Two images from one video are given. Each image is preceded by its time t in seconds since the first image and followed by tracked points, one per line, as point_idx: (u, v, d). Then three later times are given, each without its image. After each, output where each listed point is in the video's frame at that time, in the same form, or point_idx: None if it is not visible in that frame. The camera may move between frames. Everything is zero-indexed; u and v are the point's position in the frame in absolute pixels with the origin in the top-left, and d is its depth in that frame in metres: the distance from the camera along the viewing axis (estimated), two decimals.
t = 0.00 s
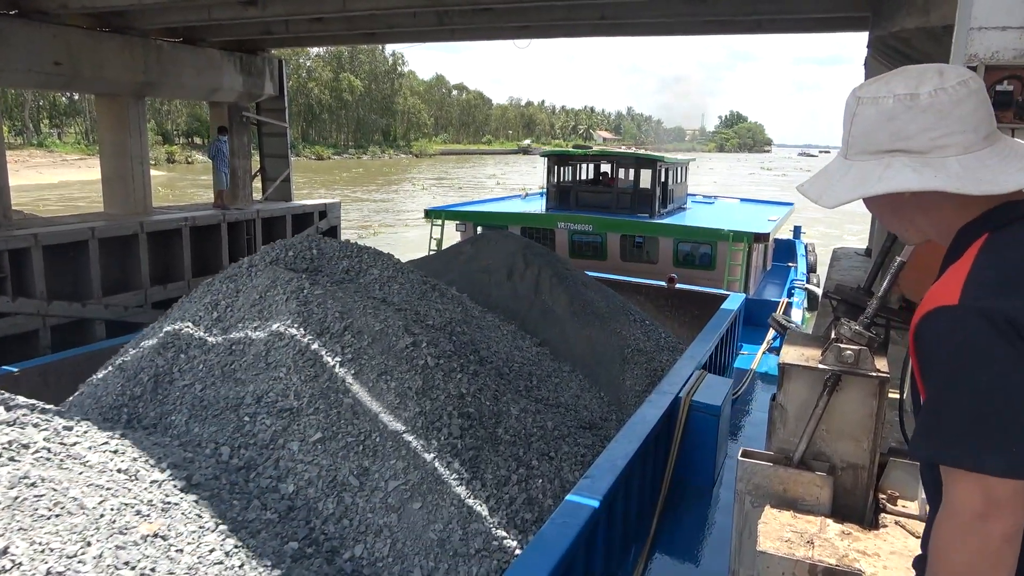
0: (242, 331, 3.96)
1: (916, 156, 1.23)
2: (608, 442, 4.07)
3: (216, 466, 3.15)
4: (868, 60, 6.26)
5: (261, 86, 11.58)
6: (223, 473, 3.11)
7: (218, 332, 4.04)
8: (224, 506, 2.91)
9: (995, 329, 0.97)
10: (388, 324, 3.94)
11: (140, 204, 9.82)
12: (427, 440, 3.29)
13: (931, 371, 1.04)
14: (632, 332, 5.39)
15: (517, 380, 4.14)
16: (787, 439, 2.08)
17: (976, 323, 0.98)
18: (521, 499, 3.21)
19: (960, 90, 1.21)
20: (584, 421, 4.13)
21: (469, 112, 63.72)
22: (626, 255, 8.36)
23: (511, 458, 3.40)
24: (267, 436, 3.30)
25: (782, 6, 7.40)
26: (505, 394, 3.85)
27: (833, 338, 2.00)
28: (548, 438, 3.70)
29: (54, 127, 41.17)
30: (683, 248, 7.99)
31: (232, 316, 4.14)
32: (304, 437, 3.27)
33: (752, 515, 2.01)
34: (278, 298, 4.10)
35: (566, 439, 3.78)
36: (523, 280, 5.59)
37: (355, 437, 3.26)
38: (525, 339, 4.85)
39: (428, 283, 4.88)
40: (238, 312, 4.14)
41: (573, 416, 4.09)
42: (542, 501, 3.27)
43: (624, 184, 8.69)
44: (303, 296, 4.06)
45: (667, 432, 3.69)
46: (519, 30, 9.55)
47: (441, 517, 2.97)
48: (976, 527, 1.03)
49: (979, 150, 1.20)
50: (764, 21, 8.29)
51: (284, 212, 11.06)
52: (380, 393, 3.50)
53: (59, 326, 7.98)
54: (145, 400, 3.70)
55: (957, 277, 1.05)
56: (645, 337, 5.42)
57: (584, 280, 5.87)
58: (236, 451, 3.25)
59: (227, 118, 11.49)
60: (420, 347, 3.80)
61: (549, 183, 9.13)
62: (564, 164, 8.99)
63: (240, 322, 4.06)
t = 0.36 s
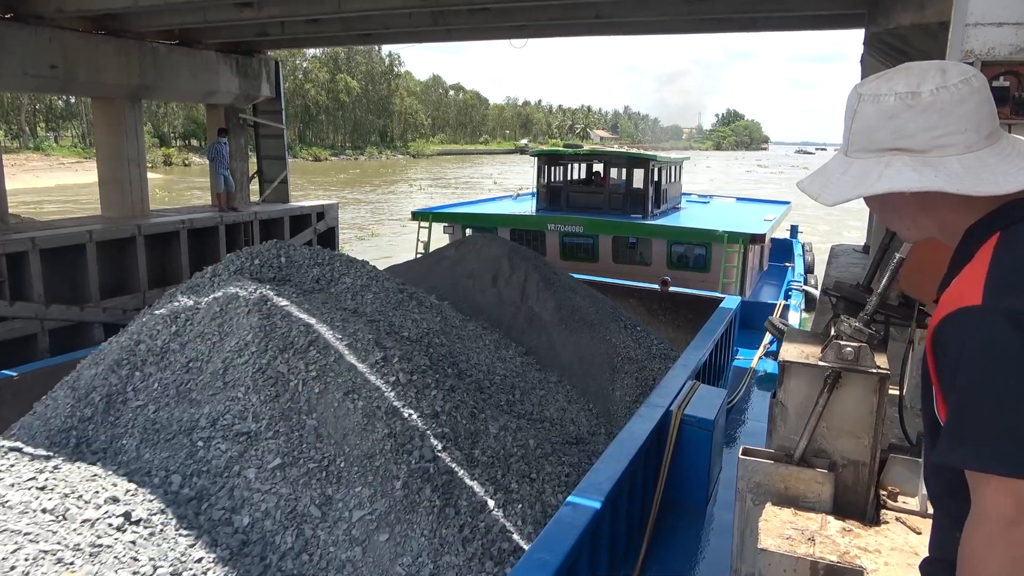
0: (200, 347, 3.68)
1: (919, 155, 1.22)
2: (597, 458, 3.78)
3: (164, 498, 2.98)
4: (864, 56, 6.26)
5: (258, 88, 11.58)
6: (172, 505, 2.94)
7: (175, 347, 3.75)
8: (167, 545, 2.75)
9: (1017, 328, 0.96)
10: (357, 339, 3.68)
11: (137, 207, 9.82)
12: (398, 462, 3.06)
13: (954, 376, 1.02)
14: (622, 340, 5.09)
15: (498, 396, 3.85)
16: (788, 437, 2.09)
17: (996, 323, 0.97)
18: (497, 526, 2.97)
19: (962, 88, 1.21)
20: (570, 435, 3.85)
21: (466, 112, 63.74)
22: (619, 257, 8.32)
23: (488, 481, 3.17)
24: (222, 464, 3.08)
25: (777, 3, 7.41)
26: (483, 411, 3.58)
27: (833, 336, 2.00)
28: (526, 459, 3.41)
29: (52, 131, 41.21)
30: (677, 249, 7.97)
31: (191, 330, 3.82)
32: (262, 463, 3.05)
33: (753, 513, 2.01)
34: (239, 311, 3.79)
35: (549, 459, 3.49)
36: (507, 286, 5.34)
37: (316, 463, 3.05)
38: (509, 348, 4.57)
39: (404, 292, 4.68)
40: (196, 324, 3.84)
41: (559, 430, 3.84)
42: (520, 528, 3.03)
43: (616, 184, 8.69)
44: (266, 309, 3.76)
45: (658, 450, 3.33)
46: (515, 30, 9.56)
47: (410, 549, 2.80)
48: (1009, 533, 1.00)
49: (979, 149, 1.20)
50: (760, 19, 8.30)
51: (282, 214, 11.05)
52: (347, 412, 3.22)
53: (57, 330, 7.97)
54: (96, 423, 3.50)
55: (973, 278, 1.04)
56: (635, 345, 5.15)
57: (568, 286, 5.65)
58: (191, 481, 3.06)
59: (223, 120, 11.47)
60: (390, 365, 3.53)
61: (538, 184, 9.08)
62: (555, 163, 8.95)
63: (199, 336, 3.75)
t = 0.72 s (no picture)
0: (154, 367, 3.55)
1: (910, 150, 1.23)
2: (582, 476, 3.57)
3: (103, 534, 2.72)
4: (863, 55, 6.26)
5: (256, 89, 11.57)
6: (110, 542, 2.69)
7: (127, 365, 3.63)
8: None
9: (1003, 320, 0.96)
10: (323, 354, 3.48)
11: (136, 208, 9.82)
12: (361, 491, 2.85)
13: (938, 367, 1.03)
14: (611, 349, 4.98)
15: (476, 414, 3.66)
16: (788, 436, 2.09)
17: (979, 315, 0.97)
18: (470, 560, 2.74)
19: (954, 85, 1.21)
20: (554, 453, 3.65)
21: (464, 112, 63.73)
22: (613, 261, 8.25)
23: (459, 508, 2.93)
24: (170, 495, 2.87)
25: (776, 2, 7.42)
26: (459, 430, 3.36)
27: (833, 335, 1.99)
28: (502, 485, 3.15)
29: (49, 133, 41.13)
30: (672, 253, 7.90)
31: (145, 347, 3.71)
32: (212, 493, 2.86)
33: (753, 512, 2.01)
34: (196, 325, 3.69)
35: (529, 482, 3.26)
36: (492, 292, 5.15)
37: (272, 494, 2.87)
38: (493, 361, 4.42)
39: (379, 300, 4.55)
40: (150, 344, 3.71)
41: (543, 447, 3.64)
42: (494, 560, 2.77)
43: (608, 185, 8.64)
44: (224, 324, 3.66)
45: (645, 469, 3.07)
46: (513, 30, 9.56)
47: None
48: (987, 520, 1.01)
49: (970, 145, 1.20)
50: (758, 18, 8.30)
51: (280, 214, 11.02)
52: (307, 438, 3.06)
53: (56, 331, 7.98)
54: (41, 448, 3.31)
55: (958, 270, 1.05)
56: (626, 354, 5.02)
57: (556, 291, 5.46)
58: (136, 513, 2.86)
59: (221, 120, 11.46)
60: (358, 383, 3.33)
61: (529, 185, 9.03)
62: (547, 163, 8.90)
63: (152, 353, 3.65)
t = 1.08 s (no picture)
0: (102, 384, 3.54)
1: (913, 151, 1.23)
2: (564, 498, 3.55)
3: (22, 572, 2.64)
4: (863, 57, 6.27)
5: (256, 86, 11.57)
6: None
7: (71, 379, 3.67)
8: None
9: (1002, 324, 0.96)
10: (280, 368, 3.50)
11: (135, 204, 9.82)
12: (316, 521, 2.81)
13: (934, 368, 1.03)
14: (599, 360, 4.94)
15: (454, 434, 3.64)
16: (788, 437, 2.09)
17: (977, 317, 0.98)
18: None
19: (961, 89, 1.21)
20: (536, 474, 3.64)
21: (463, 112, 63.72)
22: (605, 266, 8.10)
23: (425, 539, 2.86)
24: (103, 527, 2.76)
25: (777, 3, 7.42)
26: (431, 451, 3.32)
27: (834, 337, 2.00)
28: (477, 510, 3.08)
29: (48, 129, 41.06)
30: (667, 258, 7.76)
31: (90, 360, 3.78)
32: (152, 524, 2.78)
33: (752, 513, 2.01)
34: (146, 337, 3.74)
35: (505, 508, 3.18)
36: (475, 299, 5.12)
37: (219, 524, 2.82)
38: (474, 371, 4.41)
39: (350, 308, 4.61)
40: (100, 361, 3.71)
41: (524, 467, 3.64)
42: None
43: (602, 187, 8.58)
44: (174, 335, 3.72)
45: (630, 495, 3.03)
46: (514, 29, 9.56)
47: None
48: (978, 517, 1.01)
49: (974, 149, 1.20)
50: (759, 19, 8.31)
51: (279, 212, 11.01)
52: (258, 464, 3.03)
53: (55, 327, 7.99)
54: None
55: (957, 270, 1.05)
56: (614, 365, 4.97)
57: (540, 298, 5.40)
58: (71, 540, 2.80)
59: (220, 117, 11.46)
60: (318, 401, 3.31)
61: (520, 186, 8.94)
62: (538, 164, 8.80)
63: (99, 366, 3.69)
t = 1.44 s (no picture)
0: (36, 404, 3.51)
1: (917, 159, 1.24)
2: (542, 522, 3.55)
3: None
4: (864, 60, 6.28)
5: (257, 83, 11.56)
6: None
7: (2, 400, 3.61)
8: None
9: (1005, 332, 0.96)
10: (230, 388, 3.55)
11: (134, 201, 9.80)
12: (264, 555, 2.80)
13: (941, 377, 1.03)
14: (585, 372, 4.97)
15: (424, 449, 3.68)
16: (785, 439, 2.10)
17: (984, 325, 0.98)
18: None
19: (973, 101, 1.18)
20: (513, 496, 3.64)
21: (464, 111, 63.72)
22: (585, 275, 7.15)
23: None
24: (22, 565, 2.69)
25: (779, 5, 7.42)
26: (396, 477, 3.33)
27: (833, 339, 2.00)
28: (443, 541, 3.06)
29: (48, 124, 40.97)
30: (656, 264, 6.69)
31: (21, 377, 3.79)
32: (80, 562, 2.73)
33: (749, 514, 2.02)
34: (89, 350, 3.75)
35: (476, 537, 3.13)
36: (456, 307, 5.10)
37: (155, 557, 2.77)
38: (451, 384, 4.42)
39: (318, 318, 4.63)
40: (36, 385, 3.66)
41: (502, 490, 3.64)
42: None
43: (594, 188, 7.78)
44: (117, 347, 3.74)
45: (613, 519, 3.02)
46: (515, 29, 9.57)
47: None
48: (986, 528, 1.01)
49: (976, 164, 1.19)
50: (760, 22, 8.33)
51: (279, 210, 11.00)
52: (199, 493, 3.01)
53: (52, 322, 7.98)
54: None
55: (965, 279, 1.05)
56: (602, 378, 5.00)
57: (524, 307, 5.37)
58: None
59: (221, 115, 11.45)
60: (269, 424, 3.36)
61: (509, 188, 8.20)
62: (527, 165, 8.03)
63: (34, 383, 3.71)
